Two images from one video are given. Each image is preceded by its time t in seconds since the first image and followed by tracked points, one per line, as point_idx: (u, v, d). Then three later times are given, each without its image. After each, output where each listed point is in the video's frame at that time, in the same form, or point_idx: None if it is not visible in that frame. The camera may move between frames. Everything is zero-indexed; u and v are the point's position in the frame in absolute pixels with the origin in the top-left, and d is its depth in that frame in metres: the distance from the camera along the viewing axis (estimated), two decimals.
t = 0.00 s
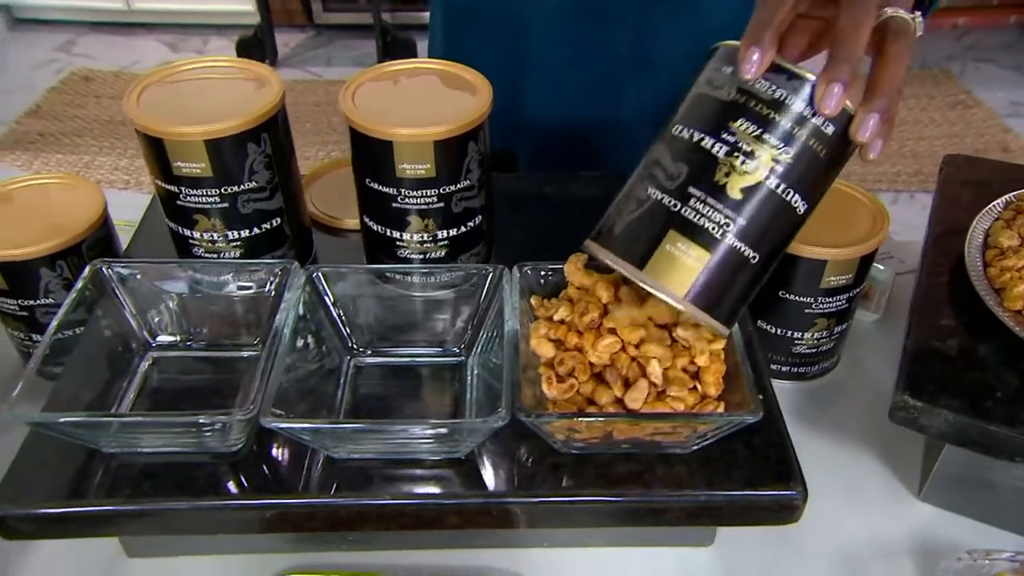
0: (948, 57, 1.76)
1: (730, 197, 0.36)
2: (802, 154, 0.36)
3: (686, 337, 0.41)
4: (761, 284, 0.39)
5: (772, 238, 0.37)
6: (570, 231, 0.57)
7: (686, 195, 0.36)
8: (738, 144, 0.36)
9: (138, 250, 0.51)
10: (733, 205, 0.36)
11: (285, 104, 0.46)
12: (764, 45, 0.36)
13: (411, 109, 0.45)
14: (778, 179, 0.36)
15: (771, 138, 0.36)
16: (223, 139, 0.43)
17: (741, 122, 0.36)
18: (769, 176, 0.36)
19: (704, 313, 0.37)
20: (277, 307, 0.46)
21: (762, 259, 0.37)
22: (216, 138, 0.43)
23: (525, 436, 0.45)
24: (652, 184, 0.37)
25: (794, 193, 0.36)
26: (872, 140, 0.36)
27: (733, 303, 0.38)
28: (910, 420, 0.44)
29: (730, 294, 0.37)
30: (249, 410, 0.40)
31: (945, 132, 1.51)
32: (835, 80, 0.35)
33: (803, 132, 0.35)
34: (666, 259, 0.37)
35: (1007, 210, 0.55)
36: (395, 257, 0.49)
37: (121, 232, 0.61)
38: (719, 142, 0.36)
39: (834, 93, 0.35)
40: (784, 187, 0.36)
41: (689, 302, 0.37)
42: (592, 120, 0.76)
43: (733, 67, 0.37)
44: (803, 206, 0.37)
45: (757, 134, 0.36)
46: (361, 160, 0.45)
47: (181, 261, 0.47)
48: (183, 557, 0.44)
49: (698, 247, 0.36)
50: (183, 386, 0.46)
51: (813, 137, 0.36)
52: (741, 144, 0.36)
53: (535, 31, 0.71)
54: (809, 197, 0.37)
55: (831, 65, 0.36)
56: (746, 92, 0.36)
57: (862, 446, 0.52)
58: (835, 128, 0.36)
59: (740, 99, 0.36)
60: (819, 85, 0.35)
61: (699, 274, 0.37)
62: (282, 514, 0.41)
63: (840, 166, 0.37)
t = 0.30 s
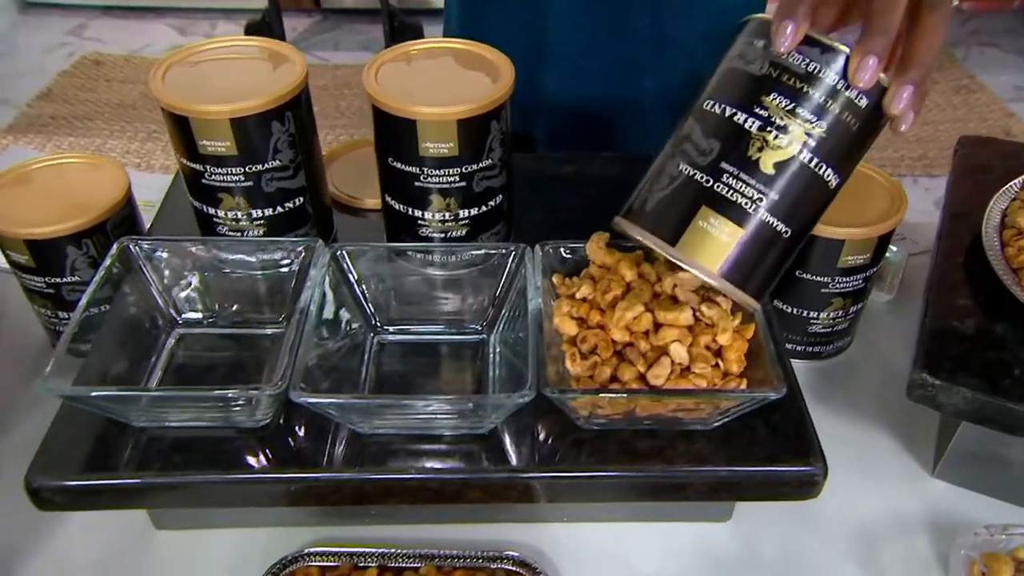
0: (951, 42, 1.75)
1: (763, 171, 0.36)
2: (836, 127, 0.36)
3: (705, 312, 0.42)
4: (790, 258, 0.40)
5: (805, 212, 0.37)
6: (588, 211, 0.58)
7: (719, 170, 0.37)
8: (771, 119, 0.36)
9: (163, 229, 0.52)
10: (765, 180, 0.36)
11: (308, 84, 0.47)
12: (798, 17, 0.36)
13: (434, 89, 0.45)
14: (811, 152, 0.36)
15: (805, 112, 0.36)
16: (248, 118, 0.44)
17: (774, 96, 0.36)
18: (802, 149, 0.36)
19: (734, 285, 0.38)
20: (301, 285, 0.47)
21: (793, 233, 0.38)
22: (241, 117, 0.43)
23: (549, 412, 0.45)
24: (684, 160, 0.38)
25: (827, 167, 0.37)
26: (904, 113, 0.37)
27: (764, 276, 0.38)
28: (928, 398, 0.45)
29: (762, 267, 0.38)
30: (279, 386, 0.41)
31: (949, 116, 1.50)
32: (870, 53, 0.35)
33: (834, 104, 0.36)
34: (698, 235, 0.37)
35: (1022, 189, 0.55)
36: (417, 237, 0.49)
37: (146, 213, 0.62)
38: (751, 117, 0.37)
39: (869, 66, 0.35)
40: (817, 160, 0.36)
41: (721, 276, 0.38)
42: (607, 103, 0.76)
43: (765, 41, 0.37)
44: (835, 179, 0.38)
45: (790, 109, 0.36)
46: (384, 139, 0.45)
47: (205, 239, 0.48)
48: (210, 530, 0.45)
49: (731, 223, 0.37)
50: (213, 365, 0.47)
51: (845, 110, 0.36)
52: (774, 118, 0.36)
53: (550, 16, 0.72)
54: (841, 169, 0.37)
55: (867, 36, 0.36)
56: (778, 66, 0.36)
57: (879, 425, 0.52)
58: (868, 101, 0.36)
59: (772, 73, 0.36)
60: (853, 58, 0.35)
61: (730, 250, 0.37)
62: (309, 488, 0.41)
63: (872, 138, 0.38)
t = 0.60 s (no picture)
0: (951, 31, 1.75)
1: (783, 153, 0.37)
2: (853, 110, 0.37)
3: (723, 295, 0.42)
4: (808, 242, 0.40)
5: (825, 193, 0.38)
6: (602, 197, 0.58)
7: (739, 153, 0.37)
8: (790, 101, 0.37)
9: (185, 212, 0.52)
10: (785, 161, 0.37)
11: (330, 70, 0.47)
12: None
13: (456, 73, 0.46)
14: (831, 135, 0.37)
15: (825, 95, 0.37)
16: (273, 103, 0.44)
17: (794, 79, 0.37)
18: (822, 132, 0.37)
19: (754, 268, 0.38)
20: (325, 268, 0.48)
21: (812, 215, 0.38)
22: (265, 102, 0.44)
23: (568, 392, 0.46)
24: (703, 143, 0.38)
25: (845, 149, 0.37)
26: (922, 95, 0.37)
27: (783, 259, 0.39)
28: (941, 379, 0.46)
29: (781, 249, 0.39)
30: (306, 367, 0.42)
31: (949, 106, 1.50)
32: (891, 34, 0.36)
33: (853, 86, 0.36)
34: (718, 217, 0.38)
35: None
36: (437, 221, 0.50)
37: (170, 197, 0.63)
38: (771, 99, 0.37)
39: (890, 47, 0.36)
40: (836, 143, 0.37)
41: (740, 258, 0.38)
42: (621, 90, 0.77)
43: (784, 23, 0.37)
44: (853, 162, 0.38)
45: (810, 91, 0.37)
46: (405, 124, 0.46)
47: (227, 222, 0.49)
48: (235, 507, 0.46)
49: (750, 206, 0.37)
50: (236, 347, 0.47)
51: (863, 92, 0.37)
52: (795, 101, 0.37)
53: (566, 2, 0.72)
54: (858, 151, 0.38)
55: (888, 17, 0.36)
56: (798, 49, 0.37)
57: (891, 407, 0.53)
58: (887, 83, 0.37)
59: (792, 56, 0.37)
60: (874, 39, 0.36)
61: (749, 232, 0.38)
62: (335, 466, 0.42)
63: (889, 121, 0.38)
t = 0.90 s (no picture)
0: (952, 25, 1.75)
1: (809, 149, 0.38)
2: (877, 105, 0.38)
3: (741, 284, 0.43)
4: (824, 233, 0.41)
5: (843, 186, 0.39)
6: (617, 187, 0.59)
7: (763, 146, 0.38)
8: (817, 96, 0.37)
9: (208, 201, 0.53)
10: (809, 156, 0.38)
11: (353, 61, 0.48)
12: None
13: (477, 64, 0.46)
14: (855, 131, 0.38)
15: (851, 92, 0.37)
16: (296, 94, 0.45)
17: (820, 74, 0.38)
18: (847, 128, 0.38)
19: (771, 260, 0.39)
20: (348, 257, 0.48)
21: (829, 210, 0.39)
22: (289, 93, 0.45)
23: (586, 378, 0.47)
24: (727, 135, 0.39)
25: (866, 145, 0.38)
26: (943, 92, 0.39)
27: (800, 250, 0.40)
28: (953, 366, 0.47)
29: (799, 240, 0.40)
30: (334, 353, 0.42)
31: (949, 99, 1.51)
32: (921, 32, 0.36)
33: (875, 80, 0.37)
34: (740, 209, 0.38)
35: None
36: (457, 210, 0.51)
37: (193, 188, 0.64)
38: (797, 93, 0.38)
39: (918, 45, 0.36)
40: (859, 138, 0.38)
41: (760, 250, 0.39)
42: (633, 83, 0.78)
43: (811, 18, 0.38)
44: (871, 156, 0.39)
45: (836, 86, 0.37)
46: (426, 114, 0.47)
47: (250, 210, 0.50)
48: (259, 490, 0.47)
49: (772, 199, 0.38)
50: (261, 334, 0.48)
51: (886, 87, 0.37)
52: (821, 96, 0.37)
53: None
54: (878, 147, 0.39)
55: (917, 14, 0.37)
56: (826, 44, 0.38)
57: (900, 395, 0.54)
58: (911, 81, 0.38)
59: (820, 50, 0.38)
60: (903, 36, 0.37)
61: (771, 224, 0.38)
62: (359, 450, 0.43)
63: (908, 116, 0.39)
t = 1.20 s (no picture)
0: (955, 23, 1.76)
1: (830, 143, 0.39)
2: (898, 100, 0.38)
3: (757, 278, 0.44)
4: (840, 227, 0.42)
5: (860, 181, 0.40)
6: (631, 183, 0.60)
7: (784, 139, 0.39)
8: (839, 90, 0.38)
9: (231, 196, 0.54)
10: (830, 150, 0.39)
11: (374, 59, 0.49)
12: None
13: (495, 63, 0.47)
14: (876, 126, 0.39)
15: (874, 87, 0.38)
16: (319, 91, 0.46)
17: (843, 68, 0.38)
18: (868, 123, 0.38)
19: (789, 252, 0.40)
20: (370, 252, 0.49)
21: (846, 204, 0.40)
22: (312, 91, 0.46)
23: (603, 370, 0.48)
24: (748, 128, 0.40)
25: (886, 140, 0.39)
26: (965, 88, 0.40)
27: (815, 243, 0.41)
28: (962, 358, 0.47)
29: (815, 234, 0.40)
30: (359, 345, 0.43)
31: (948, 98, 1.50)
32: (946, 29, 0.38)
33: (896, 74, 0.38)
34: (758, 201, 0.39)
35: None
36: (474, 205, 0.52)
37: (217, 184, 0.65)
38: (819, 87, 0.38)
39: (943, 41, 0.38)
40: (879, 133, 0.39)
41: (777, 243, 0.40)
42: (647, 81, 0.79)
43: (835, 12, 0.39)
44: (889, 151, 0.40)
45: (860, 80, 0.38)
46: (446, 111, 0.48)
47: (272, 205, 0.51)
48: (282, 478, 0.48)
49: (791, 193, 0.39)
50: (284, 327, 0.49)
51: (907, 81, 0.38)
52: (844, 90, 0.38)
53: None
54: (897, 142, 0.40)
55: (942, 13, 0.38)
56: (850, 38, 0.38)
57: (909, 387, 0.55)
58: (933, 77, 0.39)
59: (844, 44, 0.38)
60: (928, 32, 0.38)
61: (789, 217, 0.39)
62: (381, 439, 0.44)
63: (927, 111, 0.40)
